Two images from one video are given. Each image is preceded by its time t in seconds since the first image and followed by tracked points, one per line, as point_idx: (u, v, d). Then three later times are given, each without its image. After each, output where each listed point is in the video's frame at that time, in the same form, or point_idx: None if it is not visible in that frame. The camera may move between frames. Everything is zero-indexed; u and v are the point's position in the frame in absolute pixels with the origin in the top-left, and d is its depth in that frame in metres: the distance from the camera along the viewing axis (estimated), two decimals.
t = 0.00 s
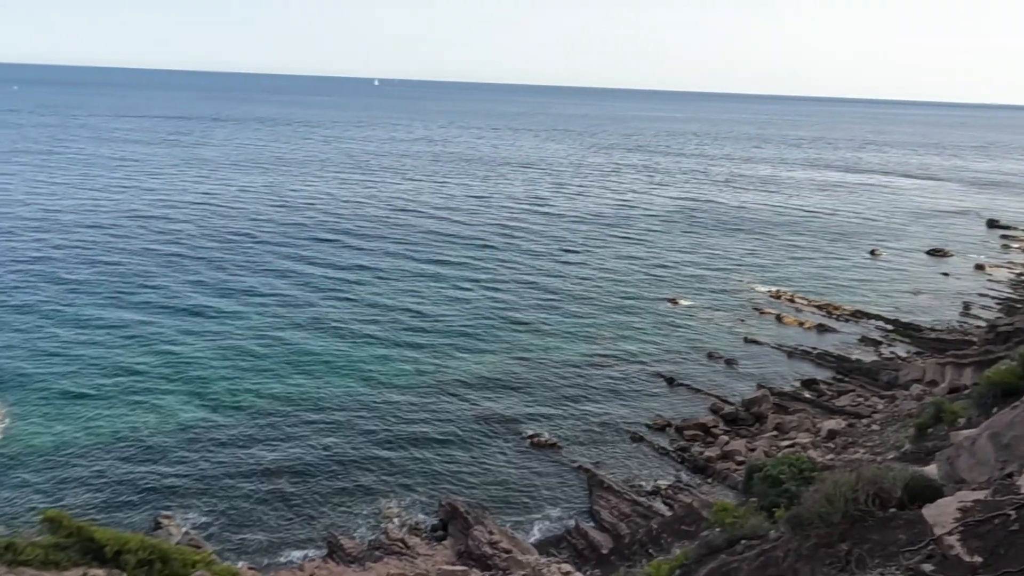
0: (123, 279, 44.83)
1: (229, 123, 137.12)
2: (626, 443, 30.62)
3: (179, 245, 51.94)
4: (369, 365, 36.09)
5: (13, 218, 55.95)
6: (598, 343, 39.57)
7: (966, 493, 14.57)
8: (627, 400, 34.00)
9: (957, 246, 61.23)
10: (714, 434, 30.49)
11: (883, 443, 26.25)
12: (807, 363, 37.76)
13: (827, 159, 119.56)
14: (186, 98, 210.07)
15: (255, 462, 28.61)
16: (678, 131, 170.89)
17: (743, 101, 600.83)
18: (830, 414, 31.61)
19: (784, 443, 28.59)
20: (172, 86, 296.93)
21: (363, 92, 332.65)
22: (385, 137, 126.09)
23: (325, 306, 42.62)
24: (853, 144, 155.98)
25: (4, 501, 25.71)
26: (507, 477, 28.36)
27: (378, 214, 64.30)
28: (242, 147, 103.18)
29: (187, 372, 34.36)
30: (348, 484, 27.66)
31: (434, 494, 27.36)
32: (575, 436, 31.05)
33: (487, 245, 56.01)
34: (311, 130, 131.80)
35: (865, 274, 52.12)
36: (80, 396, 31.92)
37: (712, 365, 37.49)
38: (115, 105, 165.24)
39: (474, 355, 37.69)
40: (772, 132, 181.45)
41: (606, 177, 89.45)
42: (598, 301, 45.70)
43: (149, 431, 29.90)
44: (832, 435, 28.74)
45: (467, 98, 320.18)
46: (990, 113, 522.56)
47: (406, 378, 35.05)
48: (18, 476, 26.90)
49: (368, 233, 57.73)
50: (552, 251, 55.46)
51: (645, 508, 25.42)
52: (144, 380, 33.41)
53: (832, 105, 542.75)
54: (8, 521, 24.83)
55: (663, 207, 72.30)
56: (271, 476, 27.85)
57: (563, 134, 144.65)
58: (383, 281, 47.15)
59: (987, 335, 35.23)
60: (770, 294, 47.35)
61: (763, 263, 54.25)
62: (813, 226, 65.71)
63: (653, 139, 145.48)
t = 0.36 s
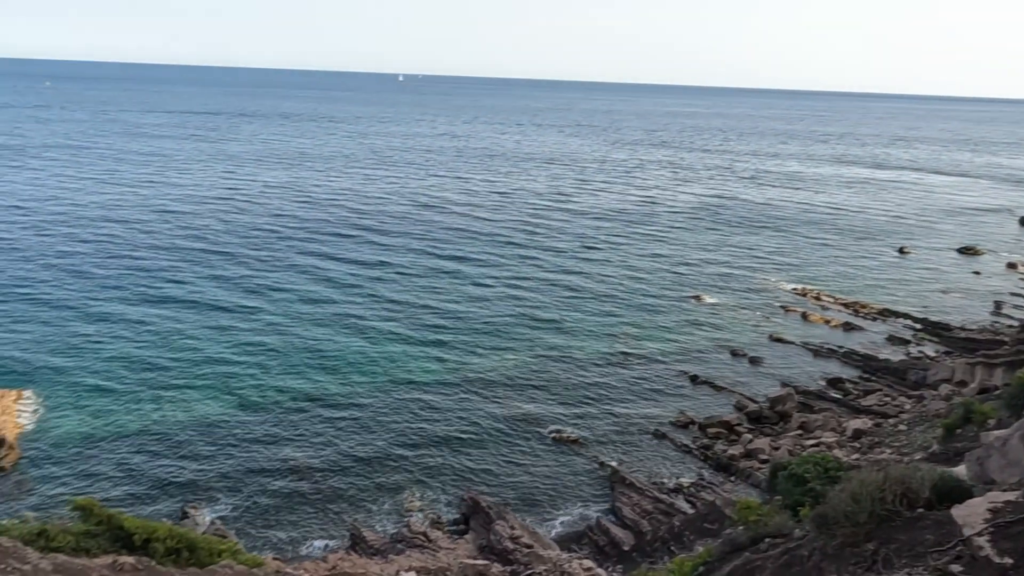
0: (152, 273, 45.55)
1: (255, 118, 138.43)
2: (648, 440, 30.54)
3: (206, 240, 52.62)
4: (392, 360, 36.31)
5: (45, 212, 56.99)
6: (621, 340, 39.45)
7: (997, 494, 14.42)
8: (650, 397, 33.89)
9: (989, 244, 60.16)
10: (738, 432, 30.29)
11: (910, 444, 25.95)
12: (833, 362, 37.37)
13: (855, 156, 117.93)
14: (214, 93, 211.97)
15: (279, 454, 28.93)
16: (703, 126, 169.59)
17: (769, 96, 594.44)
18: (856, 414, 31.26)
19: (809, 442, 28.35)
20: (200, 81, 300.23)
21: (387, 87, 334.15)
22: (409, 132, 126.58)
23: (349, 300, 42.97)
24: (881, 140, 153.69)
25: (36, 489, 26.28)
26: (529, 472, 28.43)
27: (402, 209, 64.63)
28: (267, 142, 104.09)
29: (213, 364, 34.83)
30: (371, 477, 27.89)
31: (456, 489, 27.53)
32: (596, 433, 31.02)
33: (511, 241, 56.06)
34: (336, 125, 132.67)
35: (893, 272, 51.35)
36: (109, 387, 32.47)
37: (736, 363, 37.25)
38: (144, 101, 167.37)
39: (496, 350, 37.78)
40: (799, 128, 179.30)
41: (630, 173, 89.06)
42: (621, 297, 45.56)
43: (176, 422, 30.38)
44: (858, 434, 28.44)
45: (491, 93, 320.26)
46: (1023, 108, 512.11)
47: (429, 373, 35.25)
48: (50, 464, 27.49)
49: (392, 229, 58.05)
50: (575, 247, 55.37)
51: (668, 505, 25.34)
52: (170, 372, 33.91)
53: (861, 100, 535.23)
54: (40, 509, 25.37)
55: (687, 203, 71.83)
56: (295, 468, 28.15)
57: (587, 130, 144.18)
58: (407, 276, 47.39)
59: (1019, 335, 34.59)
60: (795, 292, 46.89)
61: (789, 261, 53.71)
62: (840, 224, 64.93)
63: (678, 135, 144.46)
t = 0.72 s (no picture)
0: (182, 267, 46.25)
1: (283, 115, 139.65)
2: (673, 438, 30.41)
3: (235, 234, 53.29)
4: (418, 354, 36.52)
5: (78, 207, 58.03)
6: (646, 337, 39.26)
7: None
8: (675, 394, 33.71)
9: None
10: (764, 431, 30.05)
11: (941, 445, 25.57)
12: (862, 361, 36.87)
13: (887, 152, 115.94)
14: (243, 90, 214.10)
15: (306, 447, 29.25)
16: (731, 122, 167.88)
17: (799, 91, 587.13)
18: (886, 414, 30.83)
19: (836, 442, 28.05)
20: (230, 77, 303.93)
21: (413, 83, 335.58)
22: (435, 128, 126.94)
23: (375, 295, 43.25)
24: (915, 136, 150.88)
25: (70, 478, 26.81)
26: (554, 468, 28.46)
27: (427, 205, 64.89)
28: (295, 138, 105.01)
29: (241, 357, 35.31)
30: (397, 471, 28.09)
31: (480, 483, 27.66)
32: (621, 430, 30.97)
33: (536, 237, 56.01)
34: (363, 121, 133.49)
35: (925, 271, 50.50)
36: (139, 378, 33.05)
37: (762, 361, 36.93)
38: (174, 97, 169.51)
39: (521, 346, 37.81)
40: (829, 124, 176.82)
41: (657, 169, 88.47)
42: (647, 294, 45.35)
43: (205, 414, 30.87)
44: (888, 435, 28.06)
45: (518, 89, 319.88)
46: None
47: (454, 368, 35.39)
48: (83, 453, 28.09)
49: (418, 224, 58.28)
50: (601, 243, 55.17)
51: (692, 503, 25.23)
52: (200, 364, 34.47)
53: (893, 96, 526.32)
54: (74, 497, 25.92)
55: (714, 200, 71.17)
56: (321, 460, 28.45)
57: (614, 126, 143.33)
58: (432, 272, 47.59)
59: None
60: (824, 290, 46.27)
61: (818, 259, 53.01)
62: (871, 222, 63.93)
63: (706, 131, 143.13)
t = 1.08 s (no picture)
0: (213, 262, 46.95)
1: (312, 111, 140.83)
2: (701, 436, 30.22)
3: (265, 229, 53.95)
4: (444, 349, 36.71)
5: (112, 202, 59.09)
6: (674, 335, 38.98)
7: None
8: (703, 392, 33.49)
9: None
10: (793, 431, 29.74)
11: (976, 448, 25.10)
12: (894, 362, 36.31)
13: (922, 149, 113.77)
14: (273, 86, 216.18)
15: (334, 440, 29.54)
16: (761, 118, 166.02)
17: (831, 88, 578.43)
18: (918, 416, 30.32)
19: (867, 443, 27.68)
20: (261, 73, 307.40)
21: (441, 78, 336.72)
22: (463, 124, 127.16)
23: (402, 291, 43.56)
24: (950, 133, 147.86)
25: (104, 467, 27.32)
26: (579, 465, 28.42)
27: (455, 201, 65.08)
28: (324, 133, 105.89)
29: (271, 350, 35.80)
30: (423, 465, 28.24)
31: (506, 479, 27.69)
32: (647, 427, 30.84)
33: (563, 233, 55.92)
34: (391, 117, 134.12)
35: (960, 270, 49.56)
36: (171, 370, 33.64)
37: (792, 360, 36.51)
38: (206, 93, 171.71)
39: (548, 343, 37.77)
40: (862, 120, 174.09)
41: (686, 166, 87.80)
42: (675, 291, 45.09)
43: (235, 406, 31.32)
44: (920, 437, 27.60)
45: (545, 85, 319.33)
46: None
47: (480, 363, 35.53)
48: (116, 442, 28.66)
49: (445, 220, 58.50)
50: (628, 240, 54.95)
51: (719, 503, 25.05)
52: (231, 357, 34.96)
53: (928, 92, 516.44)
54: (108, 485, 26.47)
55: (744, 198, 70.46)
56: (349, 454, 28.72)
57: (642, 122, 142.46)
58: (459, 268, 47.78)
59: None
60: (856, 289, 45.60)
61: (849, 257, 52.24)
62: (905, 220, 62.85)
63: (735, 127, 141.61)
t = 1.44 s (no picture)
0: (245, 256, 47.52)
1: (343, 107, 141.79)
2: (729, 436, 29.97)
3: (296, 225, 54.46)
4: (472, 346, 36.80)
5: (146, 198, 60.05)
6: (703, 333, 38.65)
7: None
8: (732, 392, 33.18)
9: None
10: (824, 433, 29.37)
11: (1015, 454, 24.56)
12: (930, 364, 35.66)
13: (961, 148, 111.29)
14: (304, 82, 217.95)
15: (363, 434, 29.81)
16: (794, 115, 163.79)
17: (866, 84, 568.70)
18: (954, 419, 29.74)
19: (900, 446, 27.25)
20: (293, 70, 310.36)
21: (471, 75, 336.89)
22: (492, 121, 127.17)
23: (431, 286, 43.74)
24: (991, 130, 144.45)
25: (138, 457, 27.83)
26: (606, 462, 28.37)
27: (484, 197, 65.11)
28: (355, 130, 106.50)
29: (301, 344, 36.17)
30: (451, 461, 28.36)
31: (532, 477, 27.69)
32: (674, 426, 30.66)
33: (592, 231, 55.65)
34: (421, 114, 134.55)
35: (999, 271, 48.49)
36: (204, 363, 34.14)
37: (824, 361, 36.02)
38: (239, 90, 173.58)
39: (576, 340, 37.68)
40: (899, 117, 170.94)
41: (717, 164, 86.88)
42: (705, 290, 44.67)
43: (266, 399, 31.70)
44: (956, 441, 27.09)
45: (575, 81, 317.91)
46: None
47: (508, 359, 35.58)
48: (150, 433, 29.18)
49: (474, 217, 58.56)
50: (658, 238, 54.54)
51: (748, 504, 24.83)
52: (262, 350, 35.36)
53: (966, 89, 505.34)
54: (142, 475, 26.96)
55: (776, 196, 69.56)
56: (378, 448, 28.97)
57: (673, 119, 141.21)
58: (488, 264, 47.81)
59: None
60: (891, 289, 44.85)
61: (885, 257, 51.35)
62: (942, 220, 61.59)
63: (768, 124, 139.83)
